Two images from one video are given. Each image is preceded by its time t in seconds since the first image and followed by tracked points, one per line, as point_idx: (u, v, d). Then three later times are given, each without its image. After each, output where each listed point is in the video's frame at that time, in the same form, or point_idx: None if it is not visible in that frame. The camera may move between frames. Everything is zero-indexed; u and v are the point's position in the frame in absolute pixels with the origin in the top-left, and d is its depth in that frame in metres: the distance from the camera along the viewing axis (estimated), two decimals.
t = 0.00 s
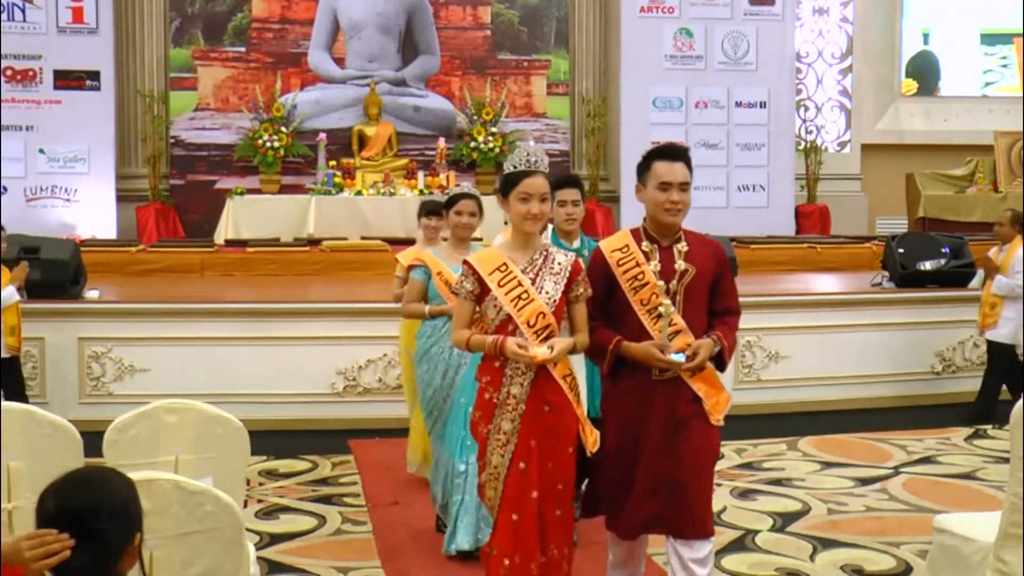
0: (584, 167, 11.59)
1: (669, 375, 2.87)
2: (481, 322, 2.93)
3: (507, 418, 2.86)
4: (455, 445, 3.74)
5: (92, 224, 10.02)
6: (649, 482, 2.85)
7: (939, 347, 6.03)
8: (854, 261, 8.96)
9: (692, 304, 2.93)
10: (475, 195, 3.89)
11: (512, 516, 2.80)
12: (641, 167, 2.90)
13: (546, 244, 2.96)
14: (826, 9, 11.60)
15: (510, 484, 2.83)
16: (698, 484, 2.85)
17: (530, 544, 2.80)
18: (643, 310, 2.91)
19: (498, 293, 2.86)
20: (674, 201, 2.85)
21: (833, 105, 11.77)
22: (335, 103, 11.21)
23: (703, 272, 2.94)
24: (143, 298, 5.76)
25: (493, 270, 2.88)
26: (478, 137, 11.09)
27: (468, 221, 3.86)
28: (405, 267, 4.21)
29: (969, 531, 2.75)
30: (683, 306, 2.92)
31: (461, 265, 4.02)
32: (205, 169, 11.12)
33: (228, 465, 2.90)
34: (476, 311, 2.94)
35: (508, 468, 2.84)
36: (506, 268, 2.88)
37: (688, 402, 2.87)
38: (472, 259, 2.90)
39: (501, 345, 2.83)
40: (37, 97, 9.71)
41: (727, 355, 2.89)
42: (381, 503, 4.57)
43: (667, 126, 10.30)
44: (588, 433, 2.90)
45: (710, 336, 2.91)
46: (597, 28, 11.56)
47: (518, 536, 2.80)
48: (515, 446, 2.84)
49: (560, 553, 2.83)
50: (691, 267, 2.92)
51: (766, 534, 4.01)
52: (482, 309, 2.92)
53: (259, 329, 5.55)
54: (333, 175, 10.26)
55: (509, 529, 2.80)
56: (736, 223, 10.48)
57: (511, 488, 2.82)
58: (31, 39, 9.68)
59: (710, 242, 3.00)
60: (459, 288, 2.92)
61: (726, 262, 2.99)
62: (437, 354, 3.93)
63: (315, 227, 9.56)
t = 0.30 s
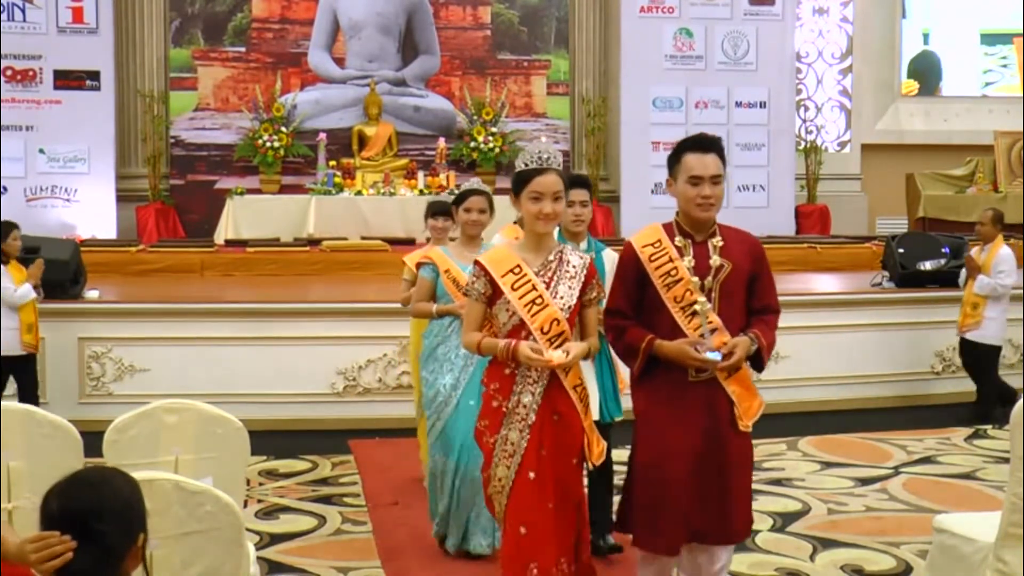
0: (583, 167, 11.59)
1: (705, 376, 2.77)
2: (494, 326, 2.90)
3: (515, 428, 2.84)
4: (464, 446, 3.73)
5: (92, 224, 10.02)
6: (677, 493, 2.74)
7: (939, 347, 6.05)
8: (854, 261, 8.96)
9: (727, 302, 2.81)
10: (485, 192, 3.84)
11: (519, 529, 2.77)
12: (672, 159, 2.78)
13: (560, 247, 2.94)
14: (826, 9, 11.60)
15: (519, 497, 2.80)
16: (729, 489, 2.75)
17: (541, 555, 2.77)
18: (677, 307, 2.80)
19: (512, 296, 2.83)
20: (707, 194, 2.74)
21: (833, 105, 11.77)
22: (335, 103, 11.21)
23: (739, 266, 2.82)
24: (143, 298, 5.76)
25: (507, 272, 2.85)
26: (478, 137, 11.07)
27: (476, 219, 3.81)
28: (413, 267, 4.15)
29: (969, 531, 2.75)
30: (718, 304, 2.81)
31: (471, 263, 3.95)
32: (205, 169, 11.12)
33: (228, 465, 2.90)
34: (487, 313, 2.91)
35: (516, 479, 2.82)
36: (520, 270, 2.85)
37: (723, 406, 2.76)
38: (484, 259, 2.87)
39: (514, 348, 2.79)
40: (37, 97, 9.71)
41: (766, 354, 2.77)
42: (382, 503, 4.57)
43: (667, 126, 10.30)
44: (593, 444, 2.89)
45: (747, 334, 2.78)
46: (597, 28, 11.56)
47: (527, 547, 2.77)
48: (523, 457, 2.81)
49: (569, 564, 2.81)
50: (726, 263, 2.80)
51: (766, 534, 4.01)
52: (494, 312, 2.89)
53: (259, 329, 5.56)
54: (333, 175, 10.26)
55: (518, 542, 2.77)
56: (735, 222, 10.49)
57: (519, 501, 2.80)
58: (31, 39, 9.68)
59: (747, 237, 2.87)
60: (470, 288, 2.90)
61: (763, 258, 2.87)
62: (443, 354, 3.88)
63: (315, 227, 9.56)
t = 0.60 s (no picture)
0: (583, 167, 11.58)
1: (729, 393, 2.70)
2: (506, 337, 2.69)
3: (529, 444, 2.65)
4: (468, 455, 3.55)
5: (92, 224, 10.03)
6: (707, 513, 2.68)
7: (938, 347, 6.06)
8: (854, 261, 8.95)
9: (751, 313, 2.74)
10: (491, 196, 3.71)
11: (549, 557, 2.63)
12: (692, 166, 2.70)
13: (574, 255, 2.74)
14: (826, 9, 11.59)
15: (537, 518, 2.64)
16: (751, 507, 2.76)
17: None
18: (700, 321, 2.72)
19: (528, 305, 2.62)
20: (729, 202, 2.65)
21: (833, 105, 11.77)
22: (335, 103, 11.21)
23: (763, 277, 2.74)
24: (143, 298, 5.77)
25: (522, 280, 2.63)
26: (478, 137, 11.05)
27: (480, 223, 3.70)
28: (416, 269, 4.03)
29: (969, 531, 2.75)
30: (742, 316, 2.73)
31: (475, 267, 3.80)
32: (205, 169, 11.13)
33: (228, 465, 2.90)
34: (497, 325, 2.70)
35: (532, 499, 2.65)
36: (536, 278, 2.63)
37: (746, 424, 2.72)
38: (497, 265, 2.66)
39: (532, 363, 2.58)
40: (37, 97, 9.71)
41: (791, 367, 2.69)
42: (381, 503, 4.58)
43: (667, 126, 10.31)
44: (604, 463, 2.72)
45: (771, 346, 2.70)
46: (597, 27, 11.55)
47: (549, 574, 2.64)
48: (539, 476, 2.64)
49: None
50: (750, 273, 2.72)
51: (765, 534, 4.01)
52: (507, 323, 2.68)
53: (259, 329, 5.57)
54: (333, 175, 10.26)
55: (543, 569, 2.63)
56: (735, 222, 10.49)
57: (537, 524, 2.64)
58: (31, 39, 9.68)
59: (770, 246, 2.79)
60: (480, 297, 2.67)
61: (786, 268, 2.80)
62: (447, 361, 3.74)
63: (315, 227, 9.57)
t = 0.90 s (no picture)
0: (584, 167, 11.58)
1: (751, 402, 2.48)
2: (517, 337, 2.56)
3: (543, 450, 2.51)
4: (475, 464, 3.34)
5: (92, 224, 10.03)
6: (733, 531, 2.45)
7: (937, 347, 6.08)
8: (854, 261, 8.96)
9: (773, 318, 2.52)
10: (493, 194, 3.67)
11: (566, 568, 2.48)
12: (709, 160, 2.48)
13: (588, 249, 2.60)
14: (826, 9, 11.56)
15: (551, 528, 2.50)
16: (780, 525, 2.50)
17: None
18: (719, 326, 2.51)
19: (539, 302, 2.49)
20: (749, 199, 2.44)
21: (833, 105, 11.76)
22: (335, 103, 11.22)
23: (786, 279, 2.53)
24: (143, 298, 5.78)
25: (532, 276, 2.51)
26: (478, 137, 11.07)
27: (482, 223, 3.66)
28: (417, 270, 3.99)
29: (969, 531, 2.75)
30: (764, 321, 2.52)
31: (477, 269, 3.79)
32: (205, 169, 11.12)
33: (228, 465, 2.91)
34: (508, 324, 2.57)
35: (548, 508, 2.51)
36: (547, 274, 2.52)
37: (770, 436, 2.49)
38: (507, 261, 2.54)
39: (545, 360, 2.44)
40: (36, 97, 9.71)
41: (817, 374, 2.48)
42: (381, 503, 4.58)
43: (666, 126, 10.32)
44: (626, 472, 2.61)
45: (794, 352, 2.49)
46: (597, 27, 11.52)
47: None
48: (552, 483, 2.50)
49: None
50: (773, 275, 2.51)
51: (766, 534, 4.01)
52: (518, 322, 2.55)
53: (260, 329, 5.58)
54: (333, 175, 10.26)
55: None
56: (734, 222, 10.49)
57: (551, 533, 2.50)
58: (31, 39, 9.68)
59: (792, 246, 2.58)
60: (489, 294, 2.54)
61: (809, 269, 2.59)
62: (451, 366, 3.60)
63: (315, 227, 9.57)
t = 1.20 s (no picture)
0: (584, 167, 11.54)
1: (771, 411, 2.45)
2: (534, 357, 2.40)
3: (561, 479, 2.36)
4: (480, 470, 3.29)
5: (92, 224, 10.04)
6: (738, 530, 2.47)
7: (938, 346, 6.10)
8: (854, 261, 8.95)
9: (796, 322, 2.49)
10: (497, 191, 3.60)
11: None
12: (736, 155, 2.45)
13: (611, 261, 2.44)
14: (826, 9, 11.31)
15: (568, 559, 2.35)
16: (827, 533, 2.40)
17: None
18: (738, 330, 2.47)
19: (556, 323, 2.34)
20: (779, 195, 2.41)
21: (833, 105, 11.75)
22: (335, 103, 11.23)
23: (810, 282, 2.50)
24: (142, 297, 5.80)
25: (548, 294, 2.35)
26: (478, 136, 11.14)
27: (486, 219, 3.58)
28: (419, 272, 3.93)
29: (969, 531, 2.75)
30: (786, 325, 2.49)
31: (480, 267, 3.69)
32: (205, 169, 11.12)
33: (228, 465, 2.91)
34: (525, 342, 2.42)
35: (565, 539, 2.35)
36: (565, 292, 2.36)
37: (790, 444, 2.44)
38: (521, 276, 2.39)
39: (561, 389, 2.28)
40: (36, 97, 9.71)
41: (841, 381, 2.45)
42: (381, 502, 4.58)
43: (667, 126, 10.35)
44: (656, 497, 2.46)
45: (819, 360, 2.46)
46: (597, 26, 11.50)
47: None
48: (571, 513, 2.35)
49: None
50: (796, 277, 2.49)
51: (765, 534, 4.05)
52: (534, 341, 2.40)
53: (259, 329, 5.59)
54: (333, 175, 10.25)
55: None
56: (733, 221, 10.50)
57: (566, 565, 2.34)
58: (31, 39, 9.68)
59: (816, 248, 2.55)
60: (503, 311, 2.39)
61: (832, 272, 2.56)
62: (455, 368, 3.60)
63: (315, 227, 9.58)
